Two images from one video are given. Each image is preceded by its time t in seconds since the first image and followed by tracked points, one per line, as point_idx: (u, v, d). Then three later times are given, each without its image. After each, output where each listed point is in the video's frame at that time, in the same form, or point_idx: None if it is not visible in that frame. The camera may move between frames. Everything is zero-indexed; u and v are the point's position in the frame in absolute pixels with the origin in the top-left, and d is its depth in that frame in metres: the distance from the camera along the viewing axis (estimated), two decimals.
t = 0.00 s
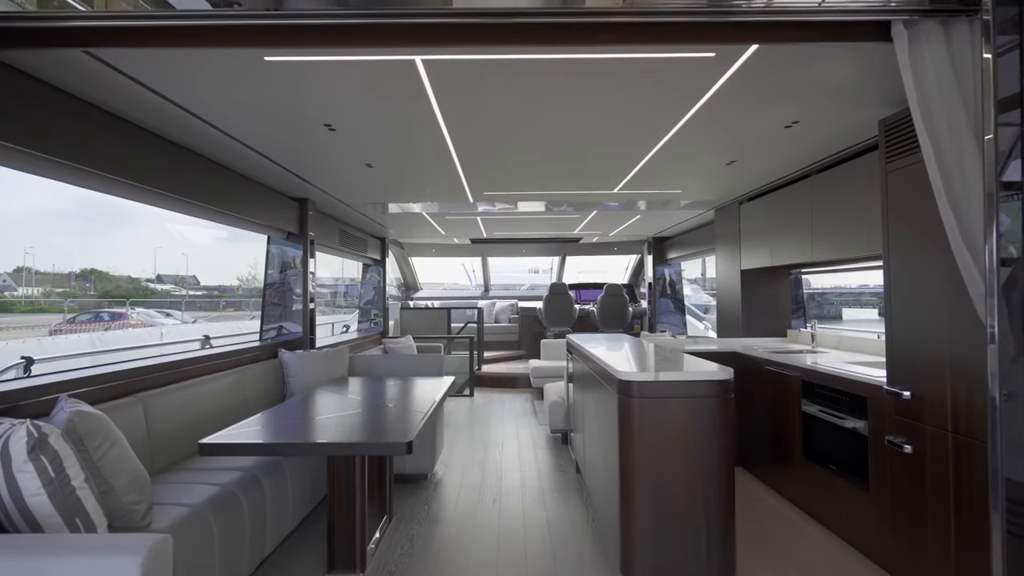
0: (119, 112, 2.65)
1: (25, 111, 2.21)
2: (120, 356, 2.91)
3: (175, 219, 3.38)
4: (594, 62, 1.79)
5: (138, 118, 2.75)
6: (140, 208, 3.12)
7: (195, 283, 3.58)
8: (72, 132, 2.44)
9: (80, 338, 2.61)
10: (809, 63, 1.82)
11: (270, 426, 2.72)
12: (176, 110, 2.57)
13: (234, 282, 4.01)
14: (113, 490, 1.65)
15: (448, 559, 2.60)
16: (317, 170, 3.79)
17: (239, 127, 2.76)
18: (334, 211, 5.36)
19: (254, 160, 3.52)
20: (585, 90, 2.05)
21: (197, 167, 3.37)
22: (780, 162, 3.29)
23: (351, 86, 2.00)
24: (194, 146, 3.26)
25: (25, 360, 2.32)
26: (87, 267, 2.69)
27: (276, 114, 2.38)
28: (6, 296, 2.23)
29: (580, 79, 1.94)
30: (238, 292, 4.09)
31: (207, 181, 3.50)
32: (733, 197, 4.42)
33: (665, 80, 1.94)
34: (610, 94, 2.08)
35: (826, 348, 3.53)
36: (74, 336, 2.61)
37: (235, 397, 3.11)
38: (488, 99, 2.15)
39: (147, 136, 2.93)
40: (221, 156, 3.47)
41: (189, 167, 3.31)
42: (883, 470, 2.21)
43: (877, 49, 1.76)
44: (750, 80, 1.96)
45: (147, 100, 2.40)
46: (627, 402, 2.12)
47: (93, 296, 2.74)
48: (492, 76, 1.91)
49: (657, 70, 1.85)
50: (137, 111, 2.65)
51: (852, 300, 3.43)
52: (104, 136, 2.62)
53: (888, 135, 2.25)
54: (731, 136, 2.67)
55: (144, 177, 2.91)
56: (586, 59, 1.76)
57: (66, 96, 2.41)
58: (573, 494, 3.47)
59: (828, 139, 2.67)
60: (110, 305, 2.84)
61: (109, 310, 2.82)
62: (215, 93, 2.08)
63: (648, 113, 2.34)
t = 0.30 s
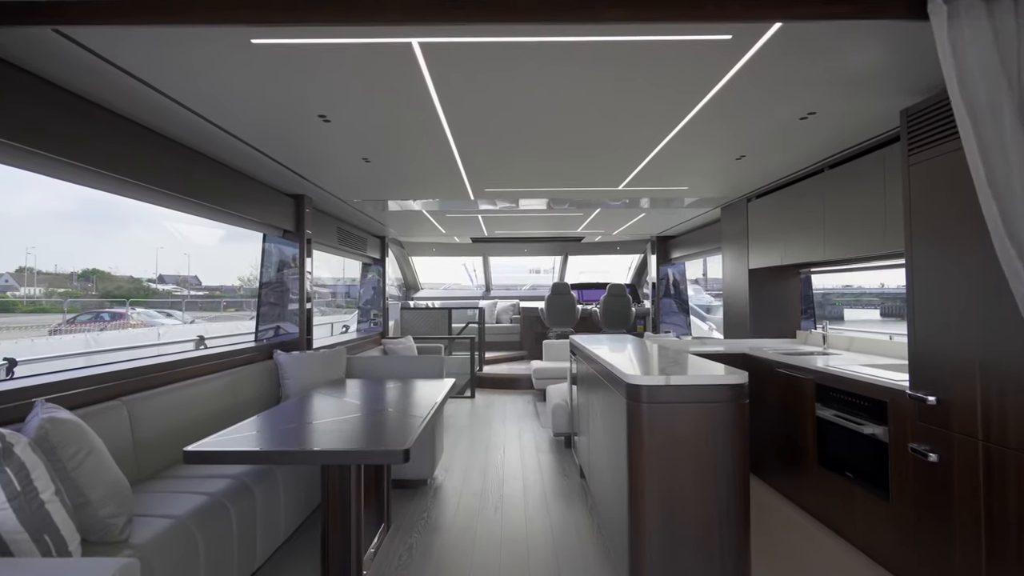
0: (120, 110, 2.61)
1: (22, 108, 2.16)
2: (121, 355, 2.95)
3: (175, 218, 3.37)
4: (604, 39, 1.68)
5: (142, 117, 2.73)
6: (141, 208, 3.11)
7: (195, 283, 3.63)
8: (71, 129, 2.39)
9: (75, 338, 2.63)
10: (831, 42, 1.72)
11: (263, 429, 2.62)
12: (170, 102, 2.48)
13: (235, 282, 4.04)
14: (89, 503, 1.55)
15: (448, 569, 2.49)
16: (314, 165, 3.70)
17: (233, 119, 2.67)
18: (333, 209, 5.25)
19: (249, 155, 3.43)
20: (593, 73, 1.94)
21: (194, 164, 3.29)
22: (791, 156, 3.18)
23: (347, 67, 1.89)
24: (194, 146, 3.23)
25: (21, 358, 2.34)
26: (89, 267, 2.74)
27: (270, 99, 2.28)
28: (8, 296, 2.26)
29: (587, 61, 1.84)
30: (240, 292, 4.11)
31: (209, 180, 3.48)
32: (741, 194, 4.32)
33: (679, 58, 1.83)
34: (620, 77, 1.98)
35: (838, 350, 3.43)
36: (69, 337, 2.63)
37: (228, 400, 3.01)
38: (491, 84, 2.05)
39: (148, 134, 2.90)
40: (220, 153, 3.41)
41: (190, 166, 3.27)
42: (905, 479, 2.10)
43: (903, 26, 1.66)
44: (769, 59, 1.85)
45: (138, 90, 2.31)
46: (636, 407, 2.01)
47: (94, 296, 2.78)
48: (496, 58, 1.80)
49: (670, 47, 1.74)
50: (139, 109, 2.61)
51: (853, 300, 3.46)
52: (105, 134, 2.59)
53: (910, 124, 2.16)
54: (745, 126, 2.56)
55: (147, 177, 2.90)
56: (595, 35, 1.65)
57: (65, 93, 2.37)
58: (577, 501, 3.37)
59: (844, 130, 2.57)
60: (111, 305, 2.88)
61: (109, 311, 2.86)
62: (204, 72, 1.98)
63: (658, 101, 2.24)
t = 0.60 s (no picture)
0: (118, 109, 2.59)
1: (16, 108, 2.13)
2: (119, 353, 2.99)
3: (172, 217, 3.38)
4: (612, 15, 1.56)
5: (142, 119, 2.74)
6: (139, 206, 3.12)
7: (196, 282, 3.66)
8: (67, 129, 2.37)
9: (72, 338, 2.67)
10: (856, 20, 1.59)
11: (253, 434, 2.49)
12: (157, 95, 2.39)
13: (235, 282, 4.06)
14: (53, 521, 1.43)
15: None
16: (308, 161, 3.60)
17: (220, 110, 2.56)
18: (329, 207, 5.13)
19: (240, 151, 3.32)
20: (599, 55, 1.82)
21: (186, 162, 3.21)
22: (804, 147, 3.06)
23: (336, 48, 1.77)
24: (189, 144, 3.19)
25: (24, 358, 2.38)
26: (91, 267, 2.80)
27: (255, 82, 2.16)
28: (9, 296, 2.31)
29: (592, 38, 1.72)
30: (240, 292, 4.14)
31: (207, 178, 3.44)
32: (750, 192, 4.19)
33: (692, 38, 1.71)
34: (628, 60, 1.86)
35: (852, 352, 3.30)
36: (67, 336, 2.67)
37: (217, 405, 2.89)
38: (491, 69, 1.92)
39: (141, 131, 2.85)
40: (217, 151, 3.34)
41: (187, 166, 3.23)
42: (930, 492, 1.98)
43: (935, 2, 1.53)
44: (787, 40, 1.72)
45: (122, 80, 2.23)
46: (645, 415, 1.89)
47: (95, 296, 2.84)
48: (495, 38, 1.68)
49: (684, 24, 1.61)
50: (133, 106, 2.56)
51: (853, 301, 3.51)
52: (102, 133, 2.57)
53: (937, 116, 2.05)
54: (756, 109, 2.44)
55: (146, 177, 2.88)
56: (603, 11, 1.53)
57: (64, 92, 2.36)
58: (580, 509, 3.25)
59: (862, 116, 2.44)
60: (111, 305, 2.94)
61: (109, 310, 2.91)
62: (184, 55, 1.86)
63: (666, 83, 2.12)
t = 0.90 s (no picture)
0: (117, 110, 2.61)
1: (13, 109, 2.14)
2: (119, 353, 3.05)
3: (171, 217, 3.42)
4: None
5: (143, 121, 2.76)
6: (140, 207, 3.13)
7: (197, 283, 3.72)
8: (64, 129, 2.38)
9: (72, 338, 2.70)
10: None
11: (242, 442, 2.38)
12: (143, 90, 2.31)
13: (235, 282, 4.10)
14: (15, 542, 1.32)
15: None
16: (303, 157, 3.50)
17: (210, 104, 2.48)
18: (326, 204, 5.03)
19: (232, 147, 3.24)
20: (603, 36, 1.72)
21: (178, 160, 3.16)
22: (816, 140, 2.95)
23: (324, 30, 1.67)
24: (183, 143, 3.15)
25: (22, 356, 2.42)
26: (93, 268, 2.85)
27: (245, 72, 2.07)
28: (11, 296, 2.36)
29: (594, 18, 1.63)
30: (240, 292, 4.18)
31: (202, 180, 3.42)
32: (757, 189, 4.09)
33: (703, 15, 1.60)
34: (634, 40, 1.75)
35: (865, 355, 3.20)
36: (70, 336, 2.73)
37: (205, 412, 2.78)
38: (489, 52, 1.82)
39: (127, 126, 2.76)
40: (212, 150, 3.29)
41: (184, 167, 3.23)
42: (956, 506, 1.87)
43: None
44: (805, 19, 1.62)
45: (107, 74, 2.14)
46: (654, 426, 1.78)
47: (97, 296, 2.92)
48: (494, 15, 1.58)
49: None
50: (126, 104, 2.53)
51: (854, 301, 3.54)
52: (102, 134, 2.59)
53: (962, 106, 1.94)
54: (768, 99, 2.33)
55: (142, 177, 2.87)
56: None
57: (65, 94, 2.39)
58: (584, 518, 3.14)
59: (880, 104, 2.33)
60: (112, 305, 2.98)
61: (109, 310, 2.96)
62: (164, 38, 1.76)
63: (674, 71, 2.02)
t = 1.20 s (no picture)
0: (115, 110, 2.63)
1: (10, 107, 2.16)
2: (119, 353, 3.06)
3: (171, 217, 3.44)
4: None
5: (144, 121, 2.79)
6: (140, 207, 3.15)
7: (199, 283, 3.77)
8: (62, 128, 2.39)
9: (75, 337, 2.74)
10: None
11: (229, 449, 2.28)
12: (122, 75, 2.25)
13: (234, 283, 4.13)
14: None
15: None
16: (297, 152, 3.41)
17: (193, 90, 2.41)
18: (322, 203, 4.92)
19: (223, 141, 3.17)
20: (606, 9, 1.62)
21: (173, 157, 3.12)
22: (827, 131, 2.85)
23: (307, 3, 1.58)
24: (179, 141, 3.13)
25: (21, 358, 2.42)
26: (93, 268, 2.87)
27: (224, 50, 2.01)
28: (11, 296, 2.37)
29: None
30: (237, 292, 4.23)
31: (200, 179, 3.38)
32: (765, 186, 3.97)
33: None
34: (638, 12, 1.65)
35: (878, 358, 3.09)
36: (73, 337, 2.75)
37: (190, 417, 2.68)
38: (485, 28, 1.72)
39: (115, 121, 2.70)
40: (206, 147, 3.26)
41: (182, 167, 3.21)
42: (985, 521, 1.76)
43: None
44: None
45: (80, 56, 2.09)
46: (663, 435, 1.66)
47: (98, 296, 2.93)
48: None
49: None
50: (115, 98, 2.51)
51: (858, 300, 3.53)
52: (102, 134, 2.62)
53: (990, 90, 1.82)
54: (777, 84, 2.25)
55: (136, 175, 2.85)
56: None
57: (65, 95, 2.42)
58: (586, 527, 3.03)
59: (891, 88, 2.24)
60: (112, 306, 3.00)
61: (109, 310, 2.98)
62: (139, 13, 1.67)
63: (675, 50, 1.94)
